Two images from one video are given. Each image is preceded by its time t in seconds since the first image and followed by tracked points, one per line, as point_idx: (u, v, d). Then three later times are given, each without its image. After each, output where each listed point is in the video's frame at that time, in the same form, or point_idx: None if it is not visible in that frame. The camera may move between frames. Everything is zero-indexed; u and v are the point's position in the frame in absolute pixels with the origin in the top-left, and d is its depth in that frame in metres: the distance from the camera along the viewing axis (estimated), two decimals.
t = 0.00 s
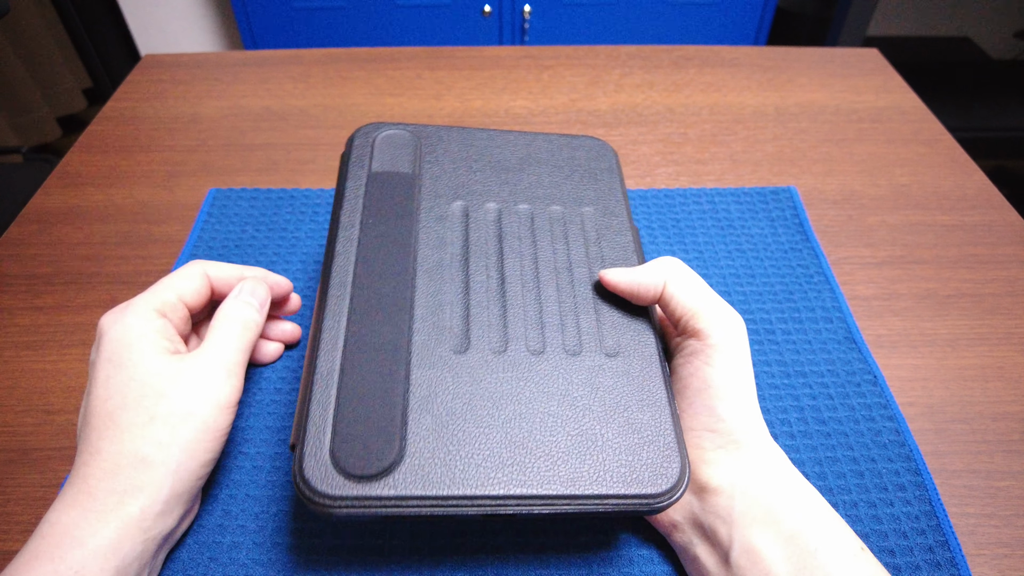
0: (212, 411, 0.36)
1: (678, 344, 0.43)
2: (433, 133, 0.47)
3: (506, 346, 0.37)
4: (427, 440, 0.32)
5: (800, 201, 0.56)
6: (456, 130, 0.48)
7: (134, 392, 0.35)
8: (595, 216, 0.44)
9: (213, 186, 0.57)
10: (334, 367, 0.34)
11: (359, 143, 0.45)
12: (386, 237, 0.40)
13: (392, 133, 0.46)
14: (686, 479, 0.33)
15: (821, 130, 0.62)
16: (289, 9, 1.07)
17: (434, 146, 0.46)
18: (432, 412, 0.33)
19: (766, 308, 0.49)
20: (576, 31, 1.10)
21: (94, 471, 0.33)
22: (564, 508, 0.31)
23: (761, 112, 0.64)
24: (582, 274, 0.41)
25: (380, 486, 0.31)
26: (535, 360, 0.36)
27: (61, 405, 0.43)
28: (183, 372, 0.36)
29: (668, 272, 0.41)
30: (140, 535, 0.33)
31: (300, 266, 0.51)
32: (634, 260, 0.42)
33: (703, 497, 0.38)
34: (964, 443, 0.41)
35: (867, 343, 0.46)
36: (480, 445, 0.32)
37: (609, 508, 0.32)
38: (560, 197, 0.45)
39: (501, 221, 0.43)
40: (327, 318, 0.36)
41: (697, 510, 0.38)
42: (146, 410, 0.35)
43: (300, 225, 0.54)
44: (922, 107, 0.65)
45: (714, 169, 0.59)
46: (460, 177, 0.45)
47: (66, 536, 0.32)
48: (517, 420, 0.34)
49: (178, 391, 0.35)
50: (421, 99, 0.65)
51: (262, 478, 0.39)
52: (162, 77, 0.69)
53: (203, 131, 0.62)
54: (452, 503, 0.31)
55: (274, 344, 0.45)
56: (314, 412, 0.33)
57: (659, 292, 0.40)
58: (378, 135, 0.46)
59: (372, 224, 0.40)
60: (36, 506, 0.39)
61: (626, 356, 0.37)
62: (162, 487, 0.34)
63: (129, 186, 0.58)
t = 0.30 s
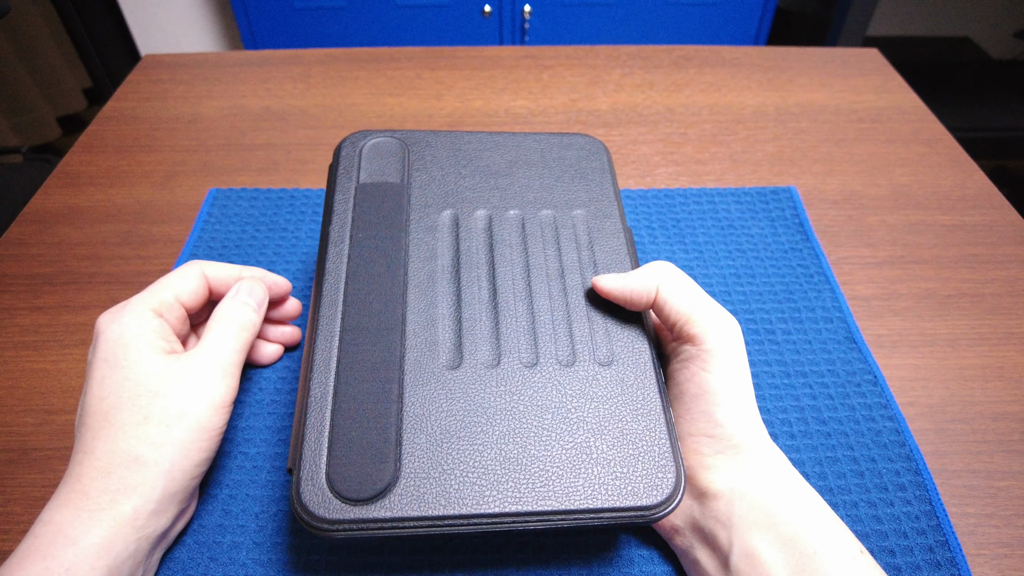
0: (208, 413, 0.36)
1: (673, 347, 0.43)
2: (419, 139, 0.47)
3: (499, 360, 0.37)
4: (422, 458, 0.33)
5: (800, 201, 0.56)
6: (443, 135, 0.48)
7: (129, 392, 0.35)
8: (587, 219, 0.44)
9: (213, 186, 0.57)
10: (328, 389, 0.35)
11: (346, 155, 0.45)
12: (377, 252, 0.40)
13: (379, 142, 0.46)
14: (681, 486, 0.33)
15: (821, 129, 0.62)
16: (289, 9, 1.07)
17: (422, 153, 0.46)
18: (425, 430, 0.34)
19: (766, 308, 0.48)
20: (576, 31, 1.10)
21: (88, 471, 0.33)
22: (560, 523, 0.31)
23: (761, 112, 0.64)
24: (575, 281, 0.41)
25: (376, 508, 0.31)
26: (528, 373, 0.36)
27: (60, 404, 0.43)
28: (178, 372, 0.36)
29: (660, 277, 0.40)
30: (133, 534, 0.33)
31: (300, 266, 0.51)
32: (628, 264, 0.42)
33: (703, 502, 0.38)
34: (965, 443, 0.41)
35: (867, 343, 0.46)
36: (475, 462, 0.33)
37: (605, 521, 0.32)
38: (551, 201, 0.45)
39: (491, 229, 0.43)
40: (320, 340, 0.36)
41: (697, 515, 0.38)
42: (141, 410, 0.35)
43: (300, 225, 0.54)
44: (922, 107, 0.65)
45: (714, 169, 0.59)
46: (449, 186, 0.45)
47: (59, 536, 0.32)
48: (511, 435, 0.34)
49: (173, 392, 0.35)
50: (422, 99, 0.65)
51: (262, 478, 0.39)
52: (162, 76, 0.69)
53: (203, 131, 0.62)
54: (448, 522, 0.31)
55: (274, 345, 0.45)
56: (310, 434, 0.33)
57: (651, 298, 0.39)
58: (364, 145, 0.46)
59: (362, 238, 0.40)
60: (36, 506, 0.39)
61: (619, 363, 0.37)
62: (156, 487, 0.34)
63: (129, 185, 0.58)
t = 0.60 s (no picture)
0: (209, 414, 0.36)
1: (674, 348, 0.43)
2: (421, 139, 0.47)
3: (500, 361, 0.37)
4: (422, 459, 0.33)
5: (800, 201, 0.56)
6: (444, 135, 0.48)
7: (131, 393, 0.35)
8: (589, 219, 0.44)
9: (213, 186, 0.57)
10: (330, 390, 0.35)
11: (348, 156, 0.45)
12: (379, 253, 0.40)
13: (380, 143, 0.46)
14: (682, 488, 0.33)
15: (821, 129, 0.62)
16: (289, 9, 1.07)
17: (423, 154, 0.46)
18: (427, 431, 0.34)
19: (766, 308, 0.48)
20: (576, 31, 1.10)
21: (89, 471, 0.33)
22: (560, 524, 0.32)
23: (761, 112, 0.64)
24: (575, 282, 0.41)
25: (377, 508, 0.31)
26: (529, 375, 0.36)
27: (61, 404, 0.43)
28: (180, 373, 0.36)
29: (661, 279, 0.40)
30: (134, 535, 0.33)
31: (300, 266, 0.51)
32: (630, 265, 0.42)
33: (705, 504, 0.38)
34: (965, 442, 0.41)
35: (867, 343, 0.46)
36: (475, 463, 0.33)
37: (606, 522, 0.32)
38: (552, 202, 0.45)
39: (493, 229, 0.43)
40: (322, 340, 0.36)
41: (699, 517, 0.38)
42: (142, 411, 0.35)
43: (299, 225, 0.54)
44: (922, 107, 0.65)
45: (714, 169, 0.59)
46: (451, 186, 0.45)
47: (60, 536, 0.32)
48: (512, 436, 0.34)
49: (174, 393, 0.35)
50: (421, 99, 0.65)
51: (261, 478, 0.39)
52: (162, 77, 0.69)
53: (203, 131, 0.62)
54: (449, 523, 0.31)
55: (274, 346, 0.45)
56: (311, 435, 0.33)
57: (652, 300, 0.39)
58: (366, 146, 0.46)
59: (363, 239, 0.40)
60: (36, 506, 0.39)
61: (620, 364, 0.37)
62: (156, 488, 0.34)
63: (129, 186, 0.58)
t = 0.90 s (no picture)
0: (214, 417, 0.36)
1: (675, 349, 0.43)
2: (425, 134, 0.47)
3: (497, 355, 0.37)
4: (418, 450, 0.33)
5: (800, 201, 0.56)
6: (449, 130, 0.48)
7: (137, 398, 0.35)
8: (590, 218, 0.44)
9: (213, 186, 0.57)
10: (327, 380, 0.35)
11: (353, 149, 0.45)
12: (380, 245, 0.40)
13: (385, 136, 0.46)
14: (673, 488, 0.33)
15: (821, 130, 0.62)
16: (289, 9, 1.07)
17: (428, 147, 0.46)
18: (423, 422, 0.34)
19: (766, 308, 0.49)
20: (576, 31, 1.09)
21: (95, 477, 0.33)
22: (552, 518, 0.32)
23: (761, 112, 0.64)
24: (575, 280, 0.41)
25: (371, 497, 0.31)
26: (525, 369, 0.36)
27: (60, 404, 0.43)
28: (185, 377, 0.36)
29: (661, 278, 0.40)
30: (141, 542, 0.33)
31: (300, 266, 0.51)
32: (630, 265, 0.42)
33: (703, 502, 0.38)
34: (964, 443, 0.41)
35: (867, 343, 0.46)
36: (470, 455, 0.33)
37: (596, 518, 0.32)
38: (554, 200, 0.45)
39: (494, 225, 0.43)
40: (322, 329, 0.36)
41: (698, 515, 0.38)
42: (149, 416, 0.34)
43: (300, 225, 0.54)
44: (922, 107, 0.65)
45: (714, 169, 0.59)
46: (453, 181, 0.45)
47: (67, 541, 0.32)
48: (506, 429, 0.34)
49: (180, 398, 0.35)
50: (421, 99, 0.65)
51: (262, 478, 0.39)
52: (162, 77, 0.69)
53: (203, 131, 0.62)
54: (441, 513, 0.31)
55: (276, 350, 0.45)
56: (308, 425, 0.33)
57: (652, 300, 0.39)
58: (370, 139, 0.46)
59: (366, 231, 0.41)
60: (36, 506, 0.39)
61: (617, 362, 0.37)
62: (163, 494, 0.34)
63: (129, 186, 0.58)
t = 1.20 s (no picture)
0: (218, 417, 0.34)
1: (681, 345, 0.43)
2: (443, 126, 0.47)
3: (506, 337, 0.37)
4: (425, 423, 0.33)
5: (800, 201, 0.56)
6: (467, 123, 0.48)
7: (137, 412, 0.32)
8: (600, 216, 0.44)
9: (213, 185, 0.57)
10: (338, 349, 0.34)
11: (372, 134, 0.45)
12: (395, 226, 0.40)
13: (405, 125, 0.46)
14: (675, 473, 0.33)
15: (821, 130, 0.62)
16: (289, 9, 1.07)
17: (446, 141, 0.46)
18: (431, 396, 0.34)
19: (766, 308, 0.48)
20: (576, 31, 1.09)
21: (102, 501, 0.31)
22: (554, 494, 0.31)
23: (761, 112, 0.64)
24: (583, 271, 0.41)
25: (376, 464, 0.31)
26: (533, 352, 0.37)
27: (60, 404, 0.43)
28: (183, 380, 0.33)
29: (671, 276, 0.41)
30: (164, 551, 0.33)
31: (300, 266, 0.51)
32: (638, 263, 0.42)
33: (706, 499, 0.38)
34: (964, 443, 0.41)
35: (867, 343, 0.46)
36: (476, 431, 0.33)
37: (598, 497, 0.32)
38: (566, 196, 0.45)
39: (507, 216, 0.43)
40: (334, 301, 0.36)
41: (699, 512, 0.38)
42: (153, 429, 0.32)
43: (299, 224, 0.54)
44: (922, 107, 0.65)
45: (714, 169, 0.59)
46: (468, 172, 0.45)
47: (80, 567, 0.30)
48: (512, 408, 0.34)
49: (184, 403, 0.33)
50: (421, 99, 0.65)
51: (261, 478, 0.39)
52: (162, 77, 0.69)
53: (203, 131, 0.62)
54: (444, 483, 0.31)
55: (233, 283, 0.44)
56: (316, 391, 0.33)
57: (662, 297, 0.40)
58: (390, 127, 0.46)
59: (383, 213, 0.41)
60: (35, 506, 0.39)
61: (623, 352, 0.37)
62: (180, 504, 0.33)
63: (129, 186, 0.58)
